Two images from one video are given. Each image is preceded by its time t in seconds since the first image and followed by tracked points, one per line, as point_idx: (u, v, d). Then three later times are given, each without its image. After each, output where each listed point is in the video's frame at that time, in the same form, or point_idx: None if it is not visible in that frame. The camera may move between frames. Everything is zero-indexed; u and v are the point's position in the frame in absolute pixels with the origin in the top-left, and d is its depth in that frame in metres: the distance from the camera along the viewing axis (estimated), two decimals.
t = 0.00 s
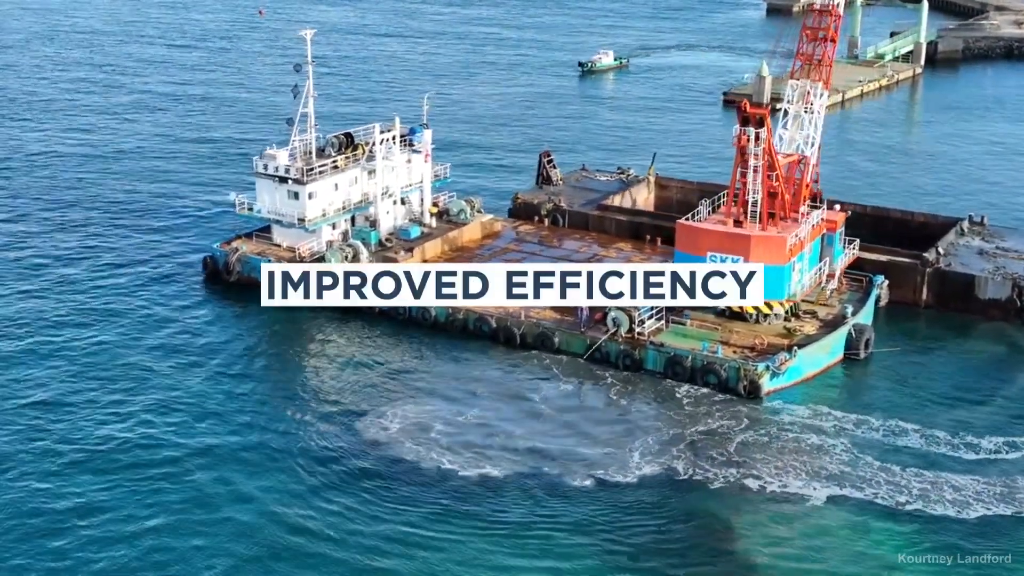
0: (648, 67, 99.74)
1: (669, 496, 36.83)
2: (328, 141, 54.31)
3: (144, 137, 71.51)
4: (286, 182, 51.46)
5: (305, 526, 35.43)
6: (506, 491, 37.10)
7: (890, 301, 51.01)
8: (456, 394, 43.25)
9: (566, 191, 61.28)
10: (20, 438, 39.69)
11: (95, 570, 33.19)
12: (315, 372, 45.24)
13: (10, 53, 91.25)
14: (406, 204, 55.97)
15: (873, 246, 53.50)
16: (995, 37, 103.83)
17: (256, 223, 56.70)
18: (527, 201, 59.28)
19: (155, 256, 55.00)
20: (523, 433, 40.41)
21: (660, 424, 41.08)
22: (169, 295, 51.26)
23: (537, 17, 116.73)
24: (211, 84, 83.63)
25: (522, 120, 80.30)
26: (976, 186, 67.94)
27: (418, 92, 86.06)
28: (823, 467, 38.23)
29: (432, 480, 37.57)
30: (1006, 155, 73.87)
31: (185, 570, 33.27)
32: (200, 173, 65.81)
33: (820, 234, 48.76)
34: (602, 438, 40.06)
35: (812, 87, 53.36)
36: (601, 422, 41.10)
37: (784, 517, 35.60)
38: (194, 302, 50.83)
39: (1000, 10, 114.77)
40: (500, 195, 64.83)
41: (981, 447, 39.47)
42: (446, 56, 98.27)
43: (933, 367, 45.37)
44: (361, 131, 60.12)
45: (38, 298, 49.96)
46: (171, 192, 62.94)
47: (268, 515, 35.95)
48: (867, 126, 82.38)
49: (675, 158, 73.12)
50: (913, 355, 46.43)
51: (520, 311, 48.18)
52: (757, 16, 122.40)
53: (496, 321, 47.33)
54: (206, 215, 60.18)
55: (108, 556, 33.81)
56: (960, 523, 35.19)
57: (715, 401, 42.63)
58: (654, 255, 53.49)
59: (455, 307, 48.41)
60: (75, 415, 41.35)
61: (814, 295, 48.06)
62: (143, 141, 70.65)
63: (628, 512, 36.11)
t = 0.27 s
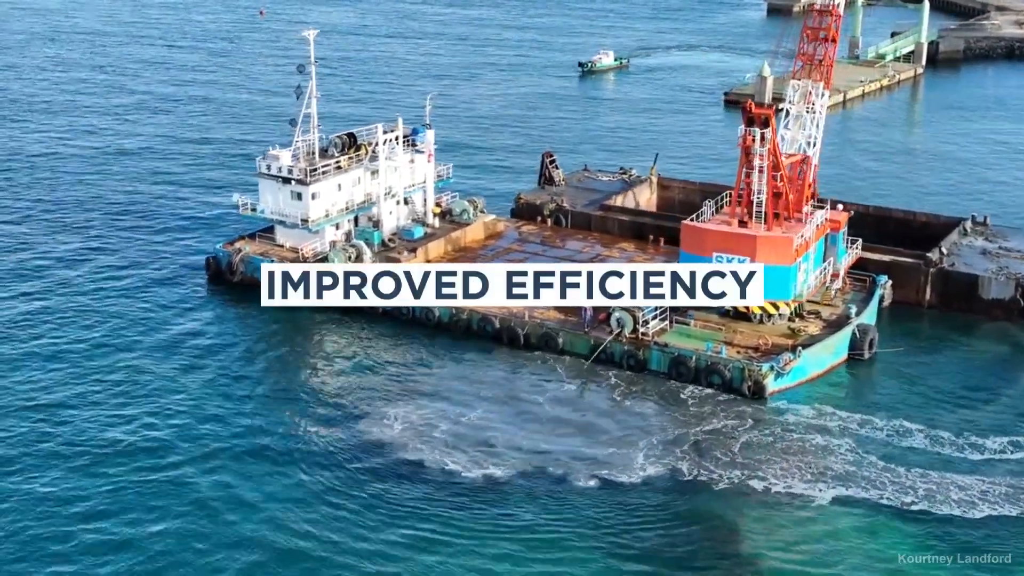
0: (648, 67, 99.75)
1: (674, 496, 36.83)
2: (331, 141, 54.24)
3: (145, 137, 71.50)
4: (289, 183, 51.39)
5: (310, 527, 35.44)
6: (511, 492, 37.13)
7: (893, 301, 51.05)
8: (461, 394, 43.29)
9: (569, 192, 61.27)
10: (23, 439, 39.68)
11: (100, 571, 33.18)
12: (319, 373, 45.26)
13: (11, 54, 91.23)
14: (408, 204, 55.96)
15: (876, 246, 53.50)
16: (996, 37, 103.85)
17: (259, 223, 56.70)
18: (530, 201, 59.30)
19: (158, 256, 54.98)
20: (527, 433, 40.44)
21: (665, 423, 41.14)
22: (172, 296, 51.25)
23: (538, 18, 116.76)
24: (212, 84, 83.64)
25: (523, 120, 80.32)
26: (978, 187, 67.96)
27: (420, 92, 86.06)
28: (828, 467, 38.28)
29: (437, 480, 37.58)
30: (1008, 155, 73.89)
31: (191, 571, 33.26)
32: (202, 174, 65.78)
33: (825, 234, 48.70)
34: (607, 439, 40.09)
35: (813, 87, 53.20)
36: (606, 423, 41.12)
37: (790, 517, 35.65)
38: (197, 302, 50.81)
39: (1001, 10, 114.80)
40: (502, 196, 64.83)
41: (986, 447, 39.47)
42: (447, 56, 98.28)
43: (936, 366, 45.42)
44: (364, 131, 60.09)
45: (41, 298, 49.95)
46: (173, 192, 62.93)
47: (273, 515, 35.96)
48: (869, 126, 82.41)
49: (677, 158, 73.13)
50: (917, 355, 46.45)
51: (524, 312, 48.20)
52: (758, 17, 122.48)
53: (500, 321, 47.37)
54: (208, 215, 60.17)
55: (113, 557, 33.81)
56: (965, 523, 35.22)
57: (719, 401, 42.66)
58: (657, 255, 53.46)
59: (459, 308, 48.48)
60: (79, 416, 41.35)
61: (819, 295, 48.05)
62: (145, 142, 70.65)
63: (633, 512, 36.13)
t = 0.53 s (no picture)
0: (649, 67, 99.76)
1: (680, 497, 36.81)
2: (334, 142, 54.33)
3: (147, 138, 71.52)
4: (293, 183, 51.33)
5: (316, 528, 35.43)
6: (517, 491, 37.17)
7: (898, 301, 51.02)
8: (465, 395, 43.28)
9: (572, 192, 61.25)
10: (28, 439, 39.70)
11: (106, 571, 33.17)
12: (323, 373, 45.27)
13: (13, 54, 91.27)
14: (412, 205, 55.91)
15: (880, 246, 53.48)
16: (998, 36, 103.87)
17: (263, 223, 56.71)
18: (533, 201, 59.31)
19: (162, 257, 54.99)
20: (533, 434, 40.47)
21: (671, 424, 41.13)
22: (177, 296, 51.24)
23: (539, 18, 116.80)
24: (214, 85, 83.67)
25: (525, 121, 80.32)
26: (981, 186, 67.97)
27: (422, 93, 86.06)
28: (834, 468, 38.28)
29: (443, 480, 37.59)
30: (1010, 155, 73.91)
31: (196, 571, 33.26)
32: (205, 174, 65.79)
33: (829, 234, 48.58)
34: (613, 440, 40.07)
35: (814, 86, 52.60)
36: (612, 423, 41.12)
37: (796, 518, 35.63)
38: (201, 303, 50.81)
39: (1002, 10, 114.82)
40: (505, 196, 64.84)
41: (992, 448, 39.43)
42: (448, 57, 98.30)
43: (941, 366, 45.43)
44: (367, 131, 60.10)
45: (45, 299, 49.97)
46: (176, 192, 62.93)
47: (278, 516, 35.95)
48: (871, 126, 82.41)
49: (679, 159, 73.13)
50: (921, 355, 46.46)
51: (529, 313, 48.20)
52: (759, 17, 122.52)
53: (504, 322, 47.34)
54: (212, 216, 60.19)
55: (118, 556, 33.81)
56: (972, 523, 35.21)
57: (725, 402, 42.64)
58: (660, 255, 53.40)
59: (463, 308, 48.50)
60: (84, 416, 41.37)
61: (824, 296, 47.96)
62: (147, 143, 70.68)
63: (640, 512, 36.12)
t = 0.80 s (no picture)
0: (650, 68, 99.78)
1: (683, 498, 36.82)
2: (337, 142, 54.32)
3: (150, 138, 71.56)
4: (296, 183, 51.34)
5: (320, 529, 35.47)
6: (521, 492, 37.20)
7: (901, 301, 51.01)
8: (469, 395, 43.27)
9: (574, 192, 61.22)
10: (32, 439, 39.75)
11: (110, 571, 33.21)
12: (326, 374, 45.25)
13: (15, 55, 91.33)
14: (415, 205, 55.89)
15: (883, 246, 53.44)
16: (1000, 36, 103.93)
17: (266, 223, 56.73)
18: (536, 202, 59.29)
19: (164, 257, 55.03)
20: (536, 434, 40.46)
21: (675, 424, 41.13)
22: (179, 296, 51.26)
23: (540, 19, 116.81)
24: (216, 85, 83.73)
25: (527, 121, 80.36)
26: (983, 186, 68.01)
27: (423, 93, 86.10)
28: (838, 468, 38.30)
29: (447, 481, 37.62)
30: (1012, 155, 73.95)
31: (200, 571, 33.30)
32: (207, 174, 65.84)
33: (833, 234, 48.34)
34: (616, 441, 40.07)
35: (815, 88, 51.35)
36: (615, 424, 41.12)
37: (800, 519, 35.66)
38: (204, 302, 50.83)
39: (1003, 10, 114.89)
40: (507, 196, 64.87)
41: (996, 448, 39.41)
42: (450, 58, 98.33)
43: (944, 367, 45.41)
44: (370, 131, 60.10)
45: (48, 299, 50.02)
46: (179, 193, 62.97)
47: (281, 517, 35.99)
48: (873, 126, 82.47)
49: (681, 159, 73.16)
50: (925, 355, 46.45)
51: (532, 313, 48.10)
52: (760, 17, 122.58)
53: (508, 323, 47.15)
54: (215, 216, 60.23)
55: (123, 557, 33.87)
56: (976, 524, 35.24)
57: (728, 402, 42.64)
58: (663, 255, 53.38)
59: (466, 309, 48.22)
60: (87, 417, 41.40)
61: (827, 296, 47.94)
62: (149, 143, 70.71)
63: (644, 513, 36.15)
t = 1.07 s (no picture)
0: (650, 68, 99.80)
1: (687, 499, 36.83)
2: (340, 142, 54.28)
3: (151, 138, 71.58)
4: (298, 184, 51.32)
5: (324, 528, 35.52)
6: (524, 493, 37.17)
7: (904, 302, 50.98)
8: (471, 396, 43.23)
9: (576, 193, 61.19)
10: (35, 439, 39.75)
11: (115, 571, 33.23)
12: (329, 374, 45.20)
13: (16, 55, 91.39)
14: (417, 205, 55.89)
15: (886, 247, 53.41)
16: (1001, 37, 103.98)
17: (268, 223, 56.74)
18: (538, 202, 59.24)
19: (166, 257, 55.02)
20: (539, 435, 40.43)
21: (678, 425, 41.11)
22: (181, 297, 51.24)
23: (541, 19, 116.82)
24: (217, 85, 83.79)
25: (528, 122, 80.39)
26: (985, 187, 68.05)
27: (424, 94, 86.12)
28: (841, 469, 38.29)
29: (450, 482, 37.60)
30: (1014, 155, 73.97)
31: (204, 572, 33.30)
32: (209, 174, 65.84)
33: (836, 234, 47.83)
34: (619, 441, 40.04)
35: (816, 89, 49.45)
36: (618, 425, 41.08)
37: (803, 520, 35.66)
38: (206, 302, 50.85)
39: (1004, 11, 114.95)
40: (509, 196, 64.88)
41: (1000, 449, 39.38)
42: (450, 58, 98.36)
43: (947, 368, 45.40)
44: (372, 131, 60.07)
45: (51, 299, 50.03)
46: (181, 193, 62.98)
47: (285, 516, 36.02)
48: (874, 127, 82.50)
49: (683, 159, 73.19)
50: (927, 355, 46.45)
51: (534, 313, 47.76)
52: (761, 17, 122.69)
53: (511, 323, 46.92)
54: (216, 216, 60.24)
55: (128, 556, 33.91)
56: (980, 525, 35.23)
57: (732, 403, 42.62)
58: (666, 255, 53.40)
59: (469, 309, 47.92)
60: (90, 417, 41.39)
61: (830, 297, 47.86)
62: (151, 143, 70.72)
63: (647, 514, 36.14)
